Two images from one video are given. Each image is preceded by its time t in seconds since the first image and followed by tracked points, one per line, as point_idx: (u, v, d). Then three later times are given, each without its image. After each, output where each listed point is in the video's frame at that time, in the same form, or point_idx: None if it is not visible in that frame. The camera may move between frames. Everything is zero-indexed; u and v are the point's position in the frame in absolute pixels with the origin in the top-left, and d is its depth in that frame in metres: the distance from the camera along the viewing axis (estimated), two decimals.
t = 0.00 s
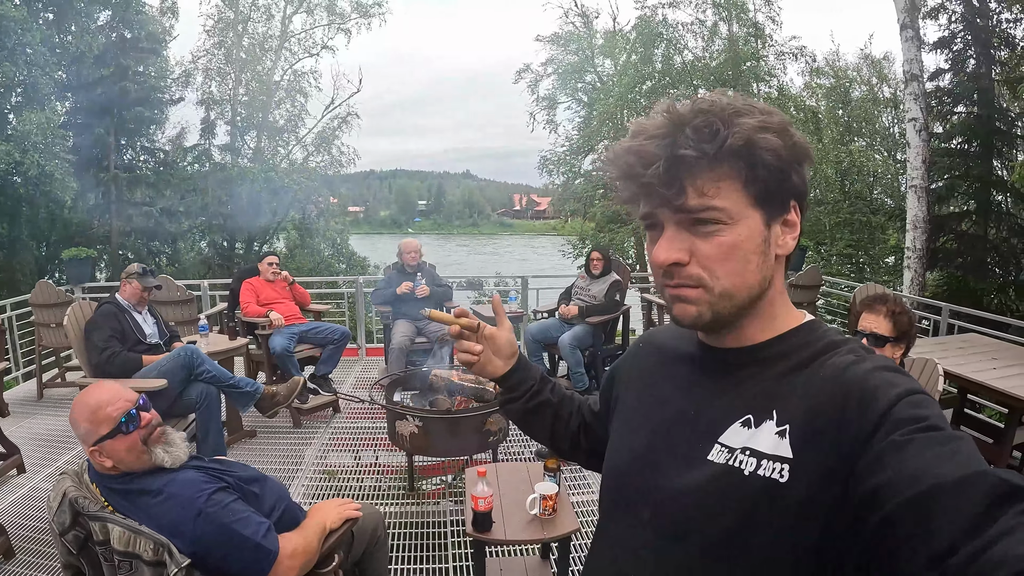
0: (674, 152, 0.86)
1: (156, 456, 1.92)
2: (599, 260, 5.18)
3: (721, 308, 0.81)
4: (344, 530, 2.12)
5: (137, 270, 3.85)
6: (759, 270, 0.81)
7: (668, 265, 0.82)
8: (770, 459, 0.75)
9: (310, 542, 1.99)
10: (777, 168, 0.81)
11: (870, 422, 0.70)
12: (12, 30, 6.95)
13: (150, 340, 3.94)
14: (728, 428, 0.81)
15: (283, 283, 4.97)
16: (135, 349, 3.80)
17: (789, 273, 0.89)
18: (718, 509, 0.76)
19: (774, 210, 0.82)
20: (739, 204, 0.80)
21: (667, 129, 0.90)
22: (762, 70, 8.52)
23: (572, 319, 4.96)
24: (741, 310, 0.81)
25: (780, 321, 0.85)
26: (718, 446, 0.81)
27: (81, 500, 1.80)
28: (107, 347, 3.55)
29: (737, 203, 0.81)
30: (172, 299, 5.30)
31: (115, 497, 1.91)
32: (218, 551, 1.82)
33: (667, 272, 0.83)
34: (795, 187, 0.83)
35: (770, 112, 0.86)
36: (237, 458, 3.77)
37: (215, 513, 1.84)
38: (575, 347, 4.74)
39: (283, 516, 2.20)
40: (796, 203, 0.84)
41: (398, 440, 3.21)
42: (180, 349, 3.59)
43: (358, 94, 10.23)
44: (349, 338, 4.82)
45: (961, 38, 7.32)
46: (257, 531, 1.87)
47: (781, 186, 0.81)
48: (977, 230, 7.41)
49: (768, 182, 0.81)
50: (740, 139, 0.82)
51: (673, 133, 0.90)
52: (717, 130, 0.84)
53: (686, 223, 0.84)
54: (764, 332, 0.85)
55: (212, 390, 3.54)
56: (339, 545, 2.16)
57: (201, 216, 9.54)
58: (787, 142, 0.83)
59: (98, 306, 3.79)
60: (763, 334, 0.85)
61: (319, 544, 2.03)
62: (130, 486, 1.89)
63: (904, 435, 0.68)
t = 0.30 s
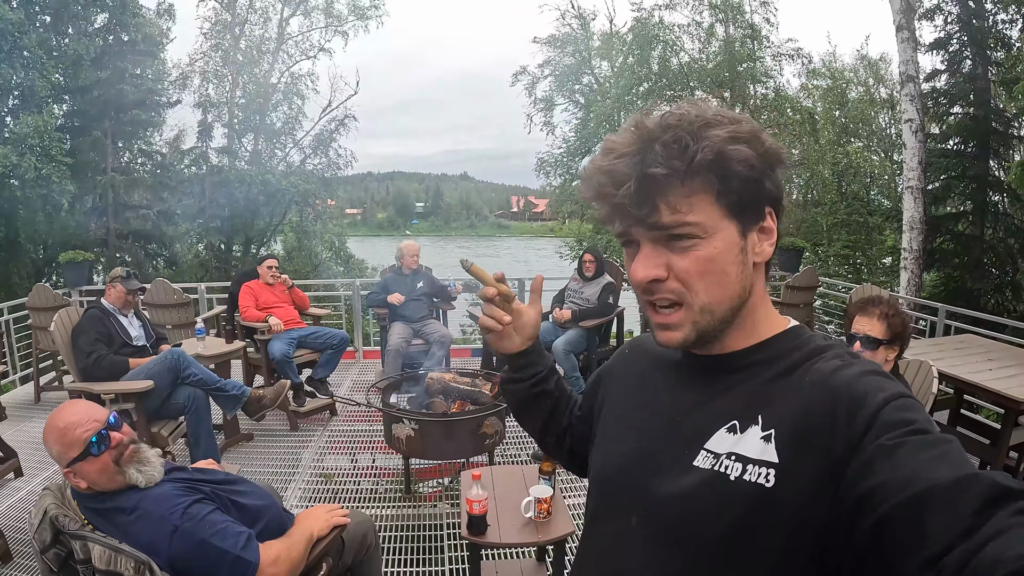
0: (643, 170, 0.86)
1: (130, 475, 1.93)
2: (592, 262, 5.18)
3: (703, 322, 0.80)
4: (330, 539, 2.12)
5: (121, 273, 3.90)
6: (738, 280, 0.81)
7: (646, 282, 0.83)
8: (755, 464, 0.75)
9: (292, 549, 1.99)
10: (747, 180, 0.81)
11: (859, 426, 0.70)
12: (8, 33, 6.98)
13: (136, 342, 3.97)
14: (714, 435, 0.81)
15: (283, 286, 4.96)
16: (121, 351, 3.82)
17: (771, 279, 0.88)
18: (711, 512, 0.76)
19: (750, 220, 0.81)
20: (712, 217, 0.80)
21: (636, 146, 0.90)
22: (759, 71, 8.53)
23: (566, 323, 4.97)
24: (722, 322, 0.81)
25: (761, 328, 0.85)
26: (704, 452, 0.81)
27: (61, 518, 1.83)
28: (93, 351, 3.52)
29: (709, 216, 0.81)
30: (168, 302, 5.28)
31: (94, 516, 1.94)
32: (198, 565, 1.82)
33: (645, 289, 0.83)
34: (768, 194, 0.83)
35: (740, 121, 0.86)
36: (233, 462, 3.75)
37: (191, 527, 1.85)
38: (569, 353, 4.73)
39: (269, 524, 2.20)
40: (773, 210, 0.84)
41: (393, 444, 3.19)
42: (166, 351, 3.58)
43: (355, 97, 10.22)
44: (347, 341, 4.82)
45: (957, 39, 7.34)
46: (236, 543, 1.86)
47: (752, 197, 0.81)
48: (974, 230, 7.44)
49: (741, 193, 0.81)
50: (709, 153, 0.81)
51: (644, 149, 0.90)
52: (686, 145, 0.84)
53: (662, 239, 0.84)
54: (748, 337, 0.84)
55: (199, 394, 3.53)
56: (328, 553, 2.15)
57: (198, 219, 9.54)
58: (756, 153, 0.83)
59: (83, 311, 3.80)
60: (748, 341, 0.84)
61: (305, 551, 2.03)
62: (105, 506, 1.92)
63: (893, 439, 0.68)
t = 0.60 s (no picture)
0: (690, 149, 0.84)
1: (130, 477, 1.93)
2: (596, 263, 5.21)
3: (733, 309, 0.80)
4: (334, 537, 2.11)
5: (116, 274, 3.90)
6: (770, 269, 0.81)
7: (682, 265, 0.81)
8: (769, 462, 0.74)
9: (293, 546, 1.98)
10: (788, 167, 0.81)
11: (873, 427, 0.69)
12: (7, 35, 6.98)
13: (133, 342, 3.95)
14: (726, 432, 0.80)
15: (286, 287, 4.96)
16: (117, 351, 3.81)
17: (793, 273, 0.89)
18: (713, 512, 0.76)
19: (783, 210, 0.82)
20: (752, 204, 0.80)
21: (680, 127, 0.88)
22: (759, 71, 8.54)
23: (569, 323, 4.98)
24: (752, 311, 0.81)
25: (781, 324, 0.84)
26: (716, 448, 0.80)
27: (61, 518, 1.85)
28: (90, 352, 3.53)
29: (750, 203, 0.80)
30: (168, 304, 5.28)
31: (94, 515, 1.95)
32: (198, 564, 1.83)
33: (681, 273, 0.82)
34: (801, 188, 0.84)
35: (778, 110, 0.86)
36: (234, 462, 3.75)
37: (191, 527, 1.85)
38: (572, 351, 4.72)
39: (270, 521, 2.20)
40: (803, 204, 0.85)
41: (394, 444, 3.19)
42: (162, 352, 3.59)
43: (355, 98, 10.23)
44: (349, 343, 4.80)
45: (956, 39, 7.34)
46: (237, 542, 1.86)
47: (790, 188, 0.82)
48: (974, 230, 7.43)
49: (781, 181, 0.81)
50: (758, 137, 0.81)
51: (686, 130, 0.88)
52: (735, 127, 0.83)
53: (699, 224, 0.83)
54: (770, 329, 0.84)
55: (197, 394, 3.53)
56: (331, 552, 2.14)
57: (198, 221, 9.55)
58: (796, 143, 0.84)
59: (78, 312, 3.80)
60: (767, 334, 0.84)
61: (308, 551, 2.02)
62: (105, 506, 1.93)
63: (908, 441, 0.66)
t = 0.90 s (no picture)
0: (679, 176, 0.80)
1: (145, 471, 1.94)
2: (612, 267, 5.20)
3: (725, 329, 0.78)
4: (339, 538, 2.09)
5: (131, 276, 3.91)
6: (756, 287, 0.79)
7: (676, 292, 0.78)
8: (754, 470, 0.71)
9: (299, 547, 1.95)
10: (772, 185, 0.80)
11: (859, 432, 0.67)
12: (20, 39, 7.08)
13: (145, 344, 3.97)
14: (712, 440, 0.78)
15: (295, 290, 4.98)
16: (130, 353, 3.84)
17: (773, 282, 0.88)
18: (704, 517, 0.73)
19: (766, 225, 0.81)
20: (741, 223, 0.78)
21: (664, 153, 0.82)
22: (769, 73, 8.50)
23: (582, 323, 4.92)
24: (741, 330, 0.79)
25: (765, 333, 0.82)
26: (701, 458, 0.77)
27: (73, 511, 1.84)
28: (104, 353, 3.57)
29: (739, 222, 0.78)
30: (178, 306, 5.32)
31: (104, 509, 1.94)
32: (208, 561, 1.83)
33: (673, 299, 0.78)
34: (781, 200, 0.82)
35: (757, 124, 0.83)
36: (240, 463, 3.77)
37: (202, 524, 1.85)
38: (585, 349, 4.73)
39: (276, 524, 2.18)
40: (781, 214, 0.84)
41: (400, 447, 3.20)
42: (174, 355, 3.61)
43: (365, 100, 10.27)
44: (357, 345, 4.79)
45: (967, 40, 7.24)
46: (246, 541, 1.85)
47: (773, 204, 0.80)
48: (985, 232, 7.34)
49: (767, 198, 0.79)
50: (747, 160, 0.78)
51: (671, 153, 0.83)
52: (722, 149, 0.79)
53: (688, 246, 0.79)
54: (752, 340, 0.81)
55: (209, 396, 3.55)
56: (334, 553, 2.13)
57: (209, 223, 9.64)
58: (781, 158, 0.81)
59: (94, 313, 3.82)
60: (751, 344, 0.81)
61: (313, 551, 2.00)
62: (117, 500, 1.93)
63: (893, 445, 0.64)
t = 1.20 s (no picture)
0: (648, 163, 0.80)
1: (148, 462, 1.95)
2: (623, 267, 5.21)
3: (690, 317, 0.79)
4: (337, 533, 2.10)
5: (148, 276, 3.90)
6: (719, 278, 0.81)
7: (642, 279, 0.78)
8: (718, 462, 0.73)
9: (296, 540, 1.96)
10: (737, 178, 0.82)
11: (819, 422, 0.68)
12: (30, 41, 7.15)
13: (159, 345, 3.99)
14: (675, 434, 0.78)
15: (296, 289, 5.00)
16: (145, 353, 3.87)
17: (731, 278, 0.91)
18: (670, 517, 0.73)
19: (729, 218, 0.83)
20: (707, 214, 0.80)
21: (634, 137, 0.83)
22: (777, 73, 8.46)
23: (594, 320, 5.00)
24: (704, 318, 0.80)
25: (725, 326, 0.84)
26: (665, 451, 0.78)
27: (79, 498, 1.85)
28: (118, 352, 3.61)
29: (704, 213, 0.80)
30: (184, 305, 5.36)
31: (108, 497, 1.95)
32: (207, 551, 1.83)
33: (640, 286, 0.79)
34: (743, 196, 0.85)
35: (722, 118, 0.86)
36: (244, 463, 3.78)
37: (202, 514, 1.86)
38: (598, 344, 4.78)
39: (274, 518, 2.21)
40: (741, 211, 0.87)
41: (401, 447, 3.20)
42: (187, 356, 3.64)
43: (373, 102, 10.29)
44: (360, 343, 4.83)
45: (976, 39, 7.15)
46: (244, 532, 1.87)
47: (734, 198, 0.83)
48: (994, 233, 7.26)
49: (731, 191, 0.82)
50: (715, 151, 0.80)
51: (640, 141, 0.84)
52: (691, 139, 0.80)
53: (655, 234, 0.80)
54: (709, 335, 0.83)
55: (219, 396, 3.57)
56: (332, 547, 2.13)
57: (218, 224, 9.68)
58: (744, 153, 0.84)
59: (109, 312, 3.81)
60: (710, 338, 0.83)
61: (309, 544, 2.00)
62: (121, 488, 1.93)
63: (853, 434, 0.66)
